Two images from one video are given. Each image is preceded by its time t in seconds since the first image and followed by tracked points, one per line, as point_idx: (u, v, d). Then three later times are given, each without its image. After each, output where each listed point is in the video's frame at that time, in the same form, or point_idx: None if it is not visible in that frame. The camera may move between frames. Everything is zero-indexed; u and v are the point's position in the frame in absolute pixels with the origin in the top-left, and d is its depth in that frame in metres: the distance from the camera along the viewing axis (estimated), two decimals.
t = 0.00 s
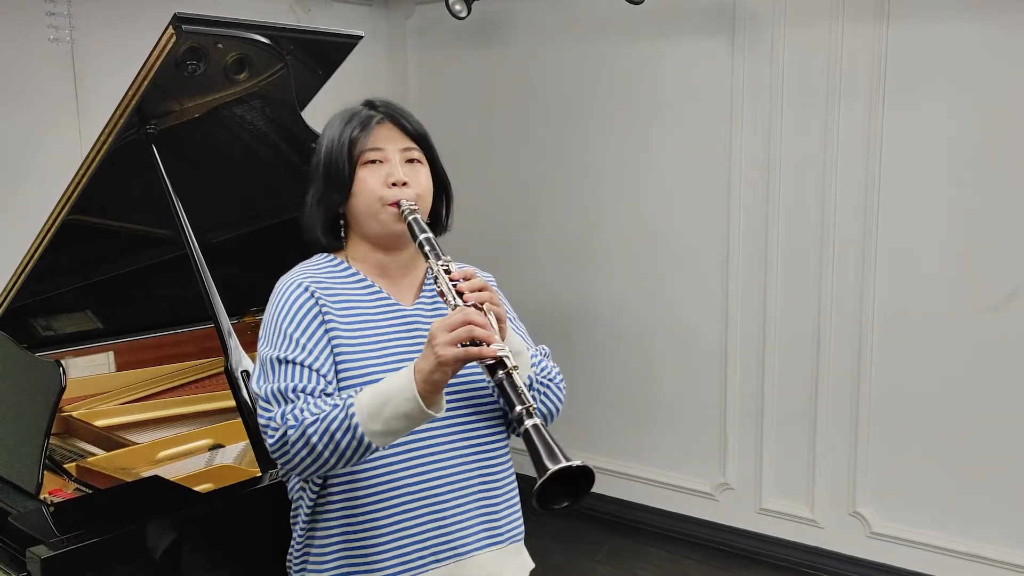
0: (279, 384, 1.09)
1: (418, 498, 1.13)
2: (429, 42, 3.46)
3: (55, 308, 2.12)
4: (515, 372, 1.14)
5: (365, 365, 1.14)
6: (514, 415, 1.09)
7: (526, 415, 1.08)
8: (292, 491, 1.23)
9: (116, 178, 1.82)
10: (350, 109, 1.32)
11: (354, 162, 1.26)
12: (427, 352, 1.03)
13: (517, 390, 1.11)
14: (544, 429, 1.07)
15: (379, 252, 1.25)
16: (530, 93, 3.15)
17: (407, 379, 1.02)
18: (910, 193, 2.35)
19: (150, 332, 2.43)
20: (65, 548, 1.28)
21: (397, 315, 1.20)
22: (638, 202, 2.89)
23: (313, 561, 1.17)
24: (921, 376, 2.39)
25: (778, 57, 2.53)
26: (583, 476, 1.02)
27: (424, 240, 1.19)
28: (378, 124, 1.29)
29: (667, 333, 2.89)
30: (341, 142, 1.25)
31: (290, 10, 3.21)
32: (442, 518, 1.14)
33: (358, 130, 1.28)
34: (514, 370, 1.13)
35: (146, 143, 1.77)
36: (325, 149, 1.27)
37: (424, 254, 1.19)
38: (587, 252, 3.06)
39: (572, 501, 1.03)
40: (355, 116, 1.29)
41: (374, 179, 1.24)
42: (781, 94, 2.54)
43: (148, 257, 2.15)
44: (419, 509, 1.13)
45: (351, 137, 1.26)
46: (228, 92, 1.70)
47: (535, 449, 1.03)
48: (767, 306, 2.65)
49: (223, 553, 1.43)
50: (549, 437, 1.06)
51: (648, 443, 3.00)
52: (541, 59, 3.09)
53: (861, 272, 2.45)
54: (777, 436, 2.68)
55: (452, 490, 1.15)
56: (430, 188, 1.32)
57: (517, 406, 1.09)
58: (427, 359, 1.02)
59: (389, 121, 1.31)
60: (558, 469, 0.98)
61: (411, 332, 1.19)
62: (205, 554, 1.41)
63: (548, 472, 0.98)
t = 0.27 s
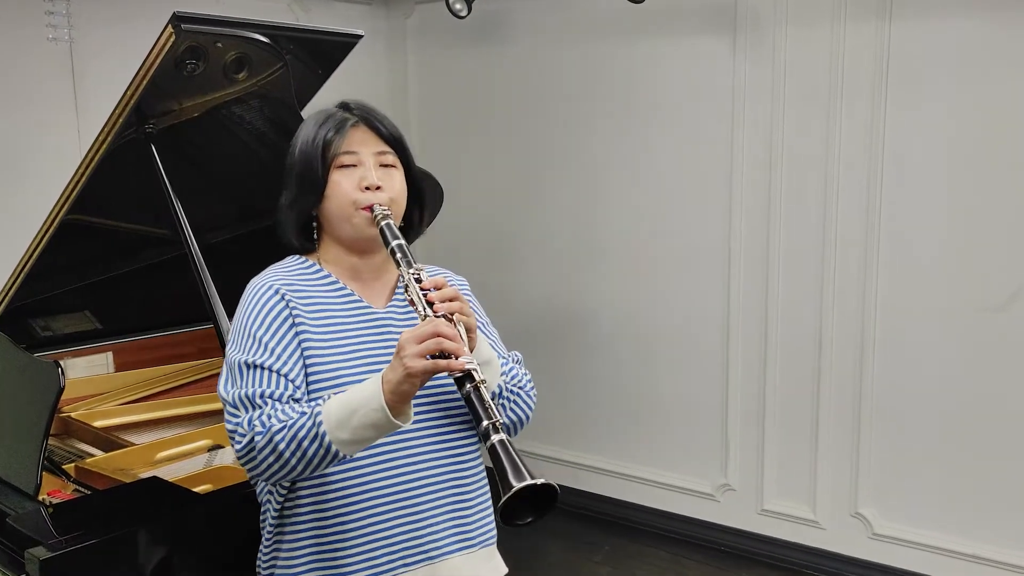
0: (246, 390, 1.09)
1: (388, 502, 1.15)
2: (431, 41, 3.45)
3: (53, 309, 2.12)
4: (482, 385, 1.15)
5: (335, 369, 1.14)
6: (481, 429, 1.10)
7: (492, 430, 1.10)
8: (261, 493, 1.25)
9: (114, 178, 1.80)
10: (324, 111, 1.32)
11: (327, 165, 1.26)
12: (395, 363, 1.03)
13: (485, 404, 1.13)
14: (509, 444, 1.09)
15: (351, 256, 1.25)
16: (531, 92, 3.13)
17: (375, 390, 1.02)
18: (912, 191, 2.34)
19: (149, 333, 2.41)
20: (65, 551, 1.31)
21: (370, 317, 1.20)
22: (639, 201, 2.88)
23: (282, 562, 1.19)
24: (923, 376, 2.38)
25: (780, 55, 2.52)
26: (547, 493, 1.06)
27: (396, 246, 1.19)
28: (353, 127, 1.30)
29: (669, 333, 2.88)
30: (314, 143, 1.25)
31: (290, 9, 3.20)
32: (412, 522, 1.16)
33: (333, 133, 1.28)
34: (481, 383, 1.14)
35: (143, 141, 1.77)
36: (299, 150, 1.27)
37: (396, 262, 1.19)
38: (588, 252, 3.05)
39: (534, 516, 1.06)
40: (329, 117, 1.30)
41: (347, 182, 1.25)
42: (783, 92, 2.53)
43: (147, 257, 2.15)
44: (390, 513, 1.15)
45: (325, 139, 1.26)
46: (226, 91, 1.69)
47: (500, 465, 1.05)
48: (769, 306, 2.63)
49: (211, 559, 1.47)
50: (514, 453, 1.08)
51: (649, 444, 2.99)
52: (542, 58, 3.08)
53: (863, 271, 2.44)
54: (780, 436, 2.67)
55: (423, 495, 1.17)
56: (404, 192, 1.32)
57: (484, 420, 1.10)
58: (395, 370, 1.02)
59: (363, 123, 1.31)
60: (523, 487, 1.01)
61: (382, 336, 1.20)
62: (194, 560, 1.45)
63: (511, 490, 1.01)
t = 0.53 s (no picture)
0: (233, 393, 1.08)
1: (377, 503, 1.15)
2: (432, 41, 3.44)
3: (52, 309, 2.12)
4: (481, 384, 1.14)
5: (318, 372, 1.13)
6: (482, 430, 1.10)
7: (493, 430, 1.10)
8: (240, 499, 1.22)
9: (113, 179, 1.79)
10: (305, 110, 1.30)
11: (310, 166, 1.24)
12: (393, 366, 1.03)
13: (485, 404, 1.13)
14: (511, 443, 1.09)
15: (333, 257, 1.25)
16: (531, 92, 3.13)
17: (370, 392, 1.02)
18: (914, 191, 2.33)
19: (150, 332, 2.40)
20: (66, 552, 1.29)
21: (354, 318, 1.20)
22: (640, 201, 2.88)
23: (268, 567, 1.15)
24: (925, 376, 2.37)
25: (781, 54, 2.51)
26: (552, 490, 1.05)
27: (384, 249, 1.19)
28: (335, 128, 1.28)
29: (671, 333, 2.87)
30: (296, 144, 1.23)
31: (290, 8, 3.19)
32: (401, 522, 1.16)
33: (315, 133, 1.26)
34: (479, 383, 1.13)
35: (143, 141, 1.76)
36: (279, 149, 1.25)
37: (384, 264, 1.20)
38: (588, 252, 3.04)
39: (541, 513, 1.06)
40: (311, 117, 1.28)
41: (329, 184, 1.23)
42: (785, 91, 2.52)
43: (147, 257, 2.14)
44: (378, 515, 1.15)
45: (308, 140, 1.24)
46: (224, 91, 1.68)
47: (504, 464, 1.05)
48: (771, 306, 2.62)
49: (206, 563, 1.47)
50: (517, 452, 1.08)
51: (650, 445, 2.98)
52: (543, 57, 3.07)
53: (864, 271, 2.44)
54: (781, 437, 2.66)
55: (410, 496, 1.18)
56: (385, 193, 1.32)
57: (485, 420, 1.10)
58: (392, 372, 1.02)
59: (345, 124, 1.30)
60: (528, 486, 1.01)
61: (365, 337, 1.19)
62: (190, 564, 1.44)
63: (518, 489, 1.01)
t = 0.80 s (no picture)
0: (237, 399, 1.05)
1: (380, 504, 1.15)
2: (432, 41, 3.43)
3: (50, 309, 2.11)
4: (499, 390, 1.17)
5: (318, 373, 1.12)
6: (506, 436, 1.12)
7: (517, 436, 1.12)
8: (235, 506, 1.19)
9: (112, 179, 1.78)
10: (298, 109, 1.28)
11: (305, 166, 1.23)
12: (410, 372, 1.03)
13: (505, 409, 1.15)
14: (536, 447, 1.11)
15: (327, 258, 1.24)
16: (532, 92, 3.12)
17: (388, 398, 1.02)
18: (917, 191, 2.33)
19: (150, 332, 2.39)
20: (64, 552, 1.28)
21: (351, 320, 1.19)
22: (641, 201, 2.87)
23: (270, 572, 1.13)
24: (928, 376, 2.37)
25: (784, 53, 2.50)
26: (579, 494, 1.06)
27: (384, 252, 1.22)
28: (330, 128, 1.27)
29: (672, 334, 2.86)
30: (291, 143, 1.22)
31: (290, 7, 3.17)
32: (403, 523, 1.16)
33: (310, 133, 1.25)
34: (499, 388, 1.16)
35: (143, 141, 1.75)
36: (273, 148, 1.24)
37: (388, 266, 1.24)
38: (589, 251, 3.03)
39: (568, 517, 1.05)
40: (305, 116, 1.26)
41: (325, 184, 1.23)
42: (786, 91, 2.51)
43: (147, 257, 2.13)
44: (381, 516, 1.14)
45: (303, 140, 1.23)
46: (222, 91, 1.67)
47: (533, 470, 1.07)
48: (773, 307, 2.62)
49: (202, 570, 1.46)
50: (541, 455, 1.10)
51: (651, 445, 2.97)
52: (543, 57, 3.06)
53: (867, 271, 2.43)
54: (783, 438, 2.65)
55: (412, 496, 1.17)
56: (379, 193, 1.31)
57: (508, 426, 1.12)
58: (411, 378, 1.03)
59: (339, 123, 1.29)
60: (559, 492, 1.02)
61: (363, 338, 1.19)
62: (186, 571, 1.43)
63: (551, 494, 1.02)
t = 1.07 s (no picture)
0: (250, 406, 1.03)
1: (389, 506, 1.15)
2: (432, 40, 3.42)
3: (48, 309, 2.10)
4: (523, 406, 1.19)
5: (327, 375, 1.12)
6: (533, 453, 1.14)
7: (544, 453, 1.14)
8: (236, 508, 1.17)
9: (110, 179, 1.77)
10: (306, 104, 1.25)
11: (313, 166, 1.20)
12: (435, 386, 1.03)
13: (529, 424, 1.18)
14: (562, 465, 1.14)
15: (332, 257, 1.23)
16: (532, 91, 3.11)
17: (413, 411, 1.02)
18: (919, 191, 2.32)
19: (150, 333, 2.38)
20: (62, 553, 1.28)
21: (355, 321, 1.18)
22: (642, 201, 2.86)
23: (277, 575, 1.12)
24: (930, 377, 2.36)
25: (785, 52, 2.49)
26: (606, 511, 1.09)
27: (397, 257, 1.25)
28: (340, 126, 1.24)
29: (672, 335, 2.85)
30: (301, 142, 1.19)
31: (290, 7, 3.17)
32: (411, 524, 1.17)
33: (319, 131, 1.22)
34: (523, 403, 1.19)
35: (142, 141, 1.74)
36: (279, 145, 1.21)
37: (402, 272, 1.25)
38: (589, 251, 3.02)
39: (596, 534, 1.09)
40: (313, 112, 1.23)
41: (334, 185, 1.21)
42: (787, 91, 2.50)
43: (146, 257, 2.12)
44: (390, 519, 1.15)
45: (313, 139, 1.20)
46: (221, 90, 1.66)
47: (561, 489, 1.10)
48: (774, 307, 2.61)
49: None
50: (567, 472, 1.13)
51: (652, 446, 2.96)
52: (544, 56, 3.05)
53: (868, 272, 2.42)
54: (784, 438, 2.65)
55: (419, 498, 1.19)
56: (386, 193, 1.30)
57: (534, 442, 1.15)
58: (435, 391, 1.02)
59: (348, 121, 1.26)
60: (590, 512, 1.06)
61: (371, 341, 1.18)
62: None
63: (580, 515, 1.05)
